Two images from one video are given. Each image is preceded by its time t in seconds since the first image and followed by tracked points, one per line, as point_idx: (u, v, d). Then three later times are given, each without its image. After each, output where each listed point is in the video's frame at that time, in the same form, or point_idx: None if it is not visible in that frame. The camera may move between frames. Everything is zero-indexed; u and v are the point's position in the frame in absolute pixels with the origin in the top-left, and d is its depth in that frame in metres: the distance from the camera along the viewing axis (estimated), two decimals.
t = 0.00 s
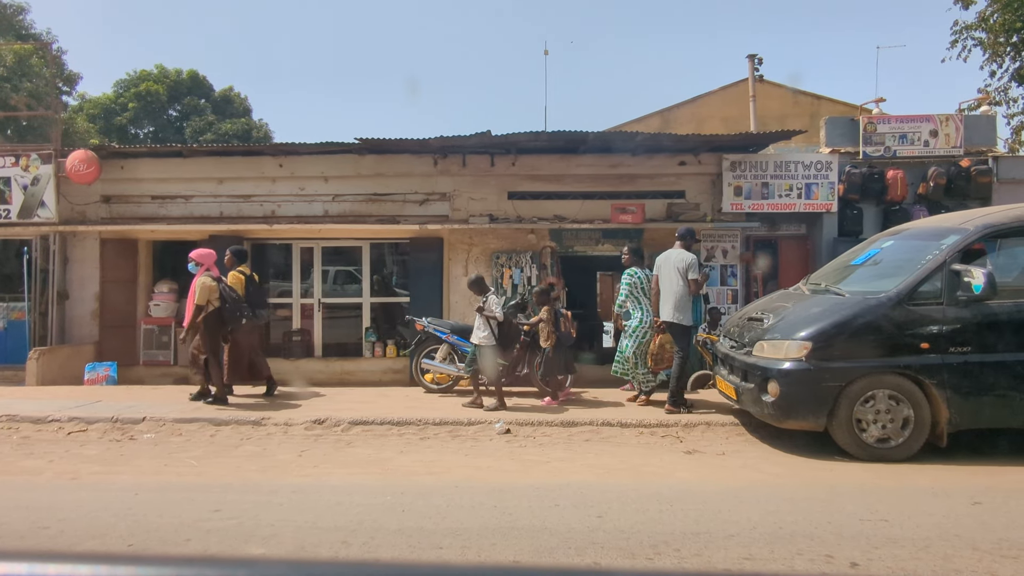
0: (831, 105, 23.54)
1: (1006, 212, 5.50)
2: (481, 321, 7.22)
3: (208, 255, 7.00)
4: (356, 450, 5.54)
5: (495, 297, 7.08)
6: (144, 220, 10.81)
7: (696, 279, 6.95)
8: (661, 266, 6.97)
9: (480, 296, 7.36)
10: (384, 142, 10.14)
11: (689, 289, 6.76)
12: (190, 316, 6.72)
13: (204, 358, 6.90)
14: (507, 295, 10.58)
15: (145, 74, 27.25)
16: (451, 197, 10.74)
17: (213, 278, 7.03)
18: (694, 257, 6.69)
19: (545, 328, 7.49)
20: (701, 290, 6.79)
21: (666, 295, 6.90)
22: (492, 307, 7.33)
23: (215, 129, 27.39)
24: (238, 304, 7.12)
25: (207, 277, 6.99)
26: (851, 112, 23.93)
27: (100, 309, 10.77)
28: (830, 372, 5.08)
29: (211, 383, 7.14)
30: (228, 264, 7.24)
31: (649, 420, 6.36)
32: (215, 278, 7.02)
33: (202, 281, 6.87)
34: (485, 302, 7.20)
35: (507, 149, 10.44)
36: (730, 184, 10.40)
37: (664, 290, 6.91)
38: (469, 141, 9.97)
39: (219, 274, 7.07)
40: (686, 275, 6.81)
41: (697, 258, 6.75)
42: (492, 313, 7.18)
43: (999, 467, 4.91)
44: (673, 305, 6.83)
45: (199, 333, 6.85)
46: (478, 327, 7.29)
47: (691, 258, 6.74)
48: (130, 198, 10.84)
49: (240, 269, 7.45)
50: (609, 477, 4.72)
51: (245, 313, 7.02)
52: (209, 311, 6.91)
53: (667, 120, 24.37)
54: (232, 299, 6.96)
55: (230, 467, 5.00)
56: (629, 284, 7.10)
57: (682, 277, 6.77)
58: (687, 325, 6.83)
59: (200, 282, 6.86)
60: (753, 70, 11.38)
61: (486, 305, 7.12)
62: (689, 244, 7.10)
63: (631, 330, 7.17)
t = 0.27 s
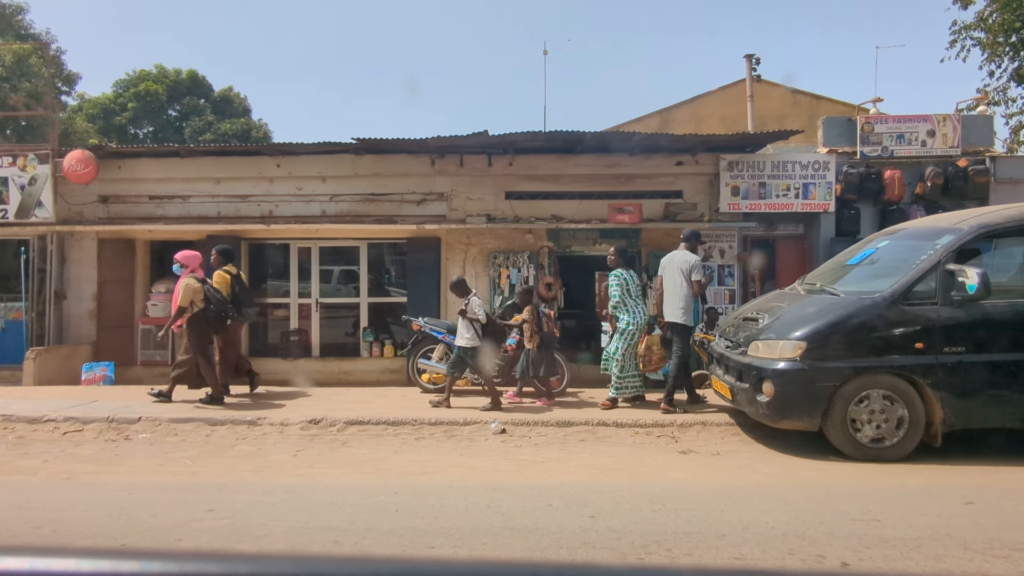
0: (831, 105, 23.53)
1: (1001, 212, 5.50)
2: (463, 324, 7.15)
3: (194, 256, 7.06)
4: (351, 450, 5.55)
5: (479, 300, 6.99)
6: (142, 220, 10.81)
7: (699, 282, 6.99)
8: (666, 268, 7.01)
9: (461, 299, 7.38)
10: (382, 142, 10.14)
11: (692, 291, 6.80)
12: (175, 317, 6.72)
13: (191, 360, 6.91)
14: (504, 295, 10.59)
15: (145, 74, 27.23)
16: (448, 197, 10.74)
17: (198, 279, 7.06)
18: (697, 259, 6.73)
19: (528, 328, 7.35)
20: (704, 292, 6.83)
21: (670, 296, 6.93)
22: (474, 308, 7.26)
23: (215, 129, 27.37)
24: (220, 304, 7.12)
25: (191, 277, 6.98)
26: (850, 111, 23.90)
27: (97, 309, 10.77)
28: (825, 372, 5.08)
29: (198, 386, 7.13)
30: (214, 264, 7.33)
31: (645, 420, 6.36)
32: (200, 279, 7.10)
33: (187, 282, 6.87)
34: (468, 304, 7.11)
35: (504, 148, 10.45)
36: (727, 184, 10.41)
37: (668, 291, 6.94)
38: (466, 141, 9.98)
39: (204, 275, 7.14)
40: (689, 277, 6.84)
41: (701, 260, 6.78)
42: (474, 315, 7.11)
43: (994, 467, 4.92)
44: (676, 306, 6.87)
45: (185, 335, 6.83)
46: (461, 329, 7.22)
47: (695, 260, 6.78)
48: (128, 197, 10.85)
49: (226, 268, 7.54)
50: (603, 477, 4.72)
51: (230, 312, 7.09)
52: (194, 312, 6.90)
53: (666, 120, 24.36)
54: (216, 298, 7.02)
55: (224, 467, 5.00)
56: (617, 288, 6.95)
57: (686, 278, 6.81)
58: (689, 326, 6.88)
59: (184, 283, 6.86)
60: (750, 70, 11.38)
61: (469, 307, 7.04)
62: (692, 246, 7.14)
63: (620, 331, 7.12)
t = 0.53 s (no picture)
0: (830, 105, 23.50)
1: (998, 212, 5.49)
2: (446, 323, 7.08)
3: (179, 256, 7.13)
4: (347, 450, 5.54)
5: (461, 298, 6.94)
6: (140, 220, 10.80)
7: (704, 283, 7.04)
8: (671, 269, 7.07)
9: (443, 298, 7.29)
10: (380, 142, 10.14)
11: (695, 292, 6.86)
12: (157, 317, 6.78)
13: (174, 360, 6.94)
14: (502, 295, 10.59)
15: (145, 74, 27.21)
16: (446, 197, 10.73)
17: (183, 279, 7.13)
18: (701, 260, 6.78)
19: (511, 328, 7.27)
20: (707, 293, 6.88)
21: (674, 297, 7.00)
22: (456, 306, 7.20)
23: (214, 129, 27.35)
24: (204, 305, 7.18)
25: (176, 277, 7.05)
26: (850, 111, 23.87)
27: (94, 309, 10.76)
28: (820, 372, 5.08)
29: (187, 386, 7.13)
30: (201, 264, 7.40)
31: (641, 420, 6.36)
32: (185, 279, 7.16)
33: (171, 283, 6.94)
34: (449, 303, 7.06)
35: (501, 148, 10.44)
36: (725, 184, 10.40)
37: (672, 292, 7.00)
38: (464, 141, 9.97)
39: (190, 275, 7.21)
40: (693, 277, 6.90)
41: (705, 261, 6.84)
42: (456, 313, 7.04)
43: (989, 467, 4.91)
44: (678, 307, 6.93)
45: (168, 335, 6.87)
46: (442, 328, 7.16)
47: (699, 261, 6.84)
48: (126, 197, 10.84)
49: (212, 269, 7.64)
50: (598, 477, 4.72)
51: (214, 312, 7.15)
52: (177, 312, 6.96)
53: (666, 120, 24.36)
54: (199, 299, 7.09)
55: (219, 467, 5.00)
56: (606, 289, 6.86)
57: (690, 279, 6.87)
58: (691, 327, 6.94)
59: (168, 283, 6.94)
60: (748, 70, 11.38)
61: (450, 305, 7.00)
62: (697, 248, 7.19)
63: (607, 332, 7.05)
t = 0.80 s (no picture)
0: (830, 104, 23.50)
1: (995, 212, 5.48)
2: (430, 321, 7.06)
3: (166, 254, 7.19)
4: (344, 450, 5.54)
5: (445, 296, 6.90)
6: (138, 220, 10.81)
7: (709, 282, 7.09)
8: (676, 268, 7.14)
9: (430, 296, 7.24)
10: (378, 142, 10.14)
11: (698, 290, 6.90)
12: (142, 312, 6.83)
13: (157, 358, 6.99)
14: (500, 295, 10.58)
15: (144, 74, 27.19)
16: (445, 197, 10.73)
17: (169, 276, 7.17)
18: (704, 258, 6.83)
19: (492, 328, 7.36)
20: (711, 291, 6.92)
21: (678, 295, 7.05)
22: (440, 304, 7.16)
23: (214, 129, 27.33)
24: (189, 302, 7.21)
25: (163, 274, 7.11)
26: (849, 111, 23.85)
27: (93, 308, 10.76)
28: (817, 372, 5.08)
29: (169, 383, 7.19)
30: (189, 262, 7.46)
31: (638, 420, 6.36)
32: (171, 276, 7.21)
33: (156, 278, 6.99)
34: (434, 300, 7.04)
35: (499, 148, 10.45)
36: (723, 184, 10.40)
37: (677, 291, 7.06)
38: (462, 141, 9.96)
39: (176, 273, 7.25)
40: (697, 276, 6.95)
41: (708, 259, 6.89)
42: (439, 310, 7.02)
43: (985, 467, 4.91)
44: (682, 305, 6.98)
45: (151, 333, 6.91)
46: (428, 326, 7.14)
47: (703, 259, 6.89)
48: (124, 197, 10.84)
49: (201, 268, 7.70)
50: (595, 477, 4.72)
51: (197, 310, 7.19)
52: (161, 308, 7.01)
53: (665, 120, 24.35)
54: (184, 296, 7.12)
55: (216, 467, 5.00)
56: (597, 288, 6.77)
57: (693, 278, 6.92)
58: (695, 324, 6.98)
59: (153, 279, 7.00)
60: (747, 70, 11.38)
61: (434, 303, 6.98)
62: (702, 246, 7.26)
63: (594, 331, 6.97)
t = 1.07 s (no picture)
0: (829, 104, 23.51)
1: (993, 212, 5.46)
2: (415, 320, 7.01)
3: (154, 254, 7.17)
4: (341, 451, 5.54)
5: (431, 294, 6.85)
6: (137, 220, 10.80)
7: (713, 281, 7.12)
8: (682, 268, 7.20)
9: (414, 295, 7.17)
10: (377, 142, 10.14)
11: (702, 288, 6.95)
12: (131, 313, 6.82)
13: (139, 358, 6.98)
14: (498, 295, 10.57)
15: (144, 74, 27.17)
16: (443, 197, 10.73)
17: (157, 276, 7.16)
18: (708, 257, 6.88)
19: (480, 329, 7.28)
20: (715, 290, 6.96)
21: (682, 294, 7.10)
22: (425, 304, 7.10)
23: (213, 129, 27.30)
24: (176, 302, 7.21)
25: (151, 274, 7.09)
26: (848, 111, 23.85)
27: (91, 308, 10.76)
28: (814, 372, 5.08)
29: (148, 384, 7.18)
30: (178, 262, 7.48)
31: (636, 420, 6.36)
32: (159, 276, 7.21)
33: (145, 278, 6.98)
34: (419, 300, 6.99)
35: (498, 148, 10.45)
36: (722, 184, 10.41)
37: (681, 289, 7.11)
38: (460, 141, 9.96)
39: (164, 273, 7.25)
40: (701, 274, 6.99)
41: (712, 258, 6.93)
42: (424, 309, 6.96)
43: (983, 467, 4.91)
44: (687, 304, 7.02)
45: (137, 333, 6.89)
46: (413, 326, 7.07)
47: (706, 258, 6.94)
48: (122, 197, 10.84)
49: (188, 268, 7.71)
50: (592, 477, 4.72)
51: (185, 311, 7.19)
52: (150, 309, 7.00)
53: (664, 120, 24.35)
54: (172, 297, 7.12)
55: (213, 467, 4.99)
56: (591, 288, 6.63)
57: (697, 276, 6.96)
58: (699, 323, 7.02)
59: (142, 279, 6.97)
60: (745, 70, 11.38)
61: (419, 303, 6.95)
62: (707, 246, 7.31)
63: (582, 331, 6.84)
